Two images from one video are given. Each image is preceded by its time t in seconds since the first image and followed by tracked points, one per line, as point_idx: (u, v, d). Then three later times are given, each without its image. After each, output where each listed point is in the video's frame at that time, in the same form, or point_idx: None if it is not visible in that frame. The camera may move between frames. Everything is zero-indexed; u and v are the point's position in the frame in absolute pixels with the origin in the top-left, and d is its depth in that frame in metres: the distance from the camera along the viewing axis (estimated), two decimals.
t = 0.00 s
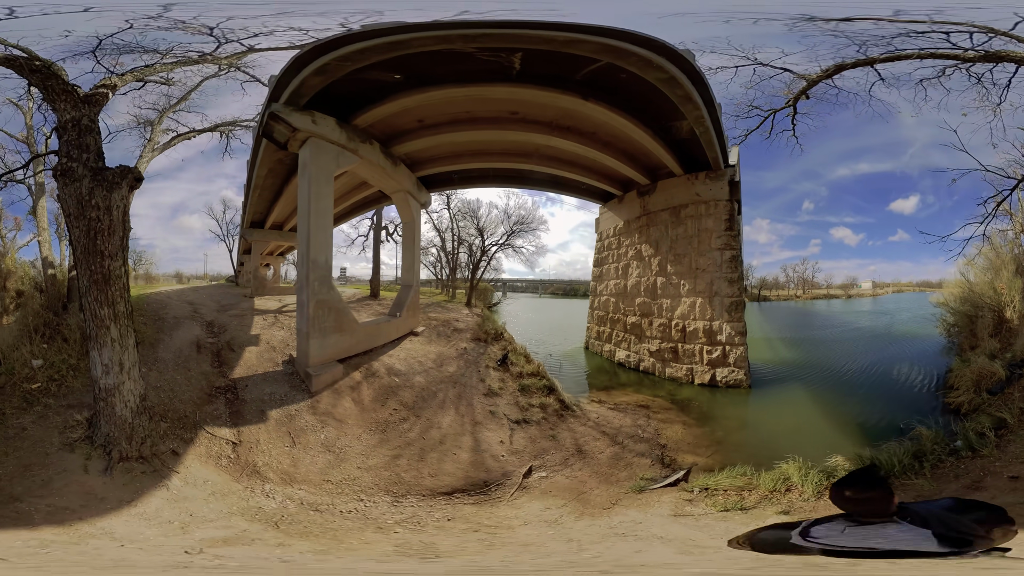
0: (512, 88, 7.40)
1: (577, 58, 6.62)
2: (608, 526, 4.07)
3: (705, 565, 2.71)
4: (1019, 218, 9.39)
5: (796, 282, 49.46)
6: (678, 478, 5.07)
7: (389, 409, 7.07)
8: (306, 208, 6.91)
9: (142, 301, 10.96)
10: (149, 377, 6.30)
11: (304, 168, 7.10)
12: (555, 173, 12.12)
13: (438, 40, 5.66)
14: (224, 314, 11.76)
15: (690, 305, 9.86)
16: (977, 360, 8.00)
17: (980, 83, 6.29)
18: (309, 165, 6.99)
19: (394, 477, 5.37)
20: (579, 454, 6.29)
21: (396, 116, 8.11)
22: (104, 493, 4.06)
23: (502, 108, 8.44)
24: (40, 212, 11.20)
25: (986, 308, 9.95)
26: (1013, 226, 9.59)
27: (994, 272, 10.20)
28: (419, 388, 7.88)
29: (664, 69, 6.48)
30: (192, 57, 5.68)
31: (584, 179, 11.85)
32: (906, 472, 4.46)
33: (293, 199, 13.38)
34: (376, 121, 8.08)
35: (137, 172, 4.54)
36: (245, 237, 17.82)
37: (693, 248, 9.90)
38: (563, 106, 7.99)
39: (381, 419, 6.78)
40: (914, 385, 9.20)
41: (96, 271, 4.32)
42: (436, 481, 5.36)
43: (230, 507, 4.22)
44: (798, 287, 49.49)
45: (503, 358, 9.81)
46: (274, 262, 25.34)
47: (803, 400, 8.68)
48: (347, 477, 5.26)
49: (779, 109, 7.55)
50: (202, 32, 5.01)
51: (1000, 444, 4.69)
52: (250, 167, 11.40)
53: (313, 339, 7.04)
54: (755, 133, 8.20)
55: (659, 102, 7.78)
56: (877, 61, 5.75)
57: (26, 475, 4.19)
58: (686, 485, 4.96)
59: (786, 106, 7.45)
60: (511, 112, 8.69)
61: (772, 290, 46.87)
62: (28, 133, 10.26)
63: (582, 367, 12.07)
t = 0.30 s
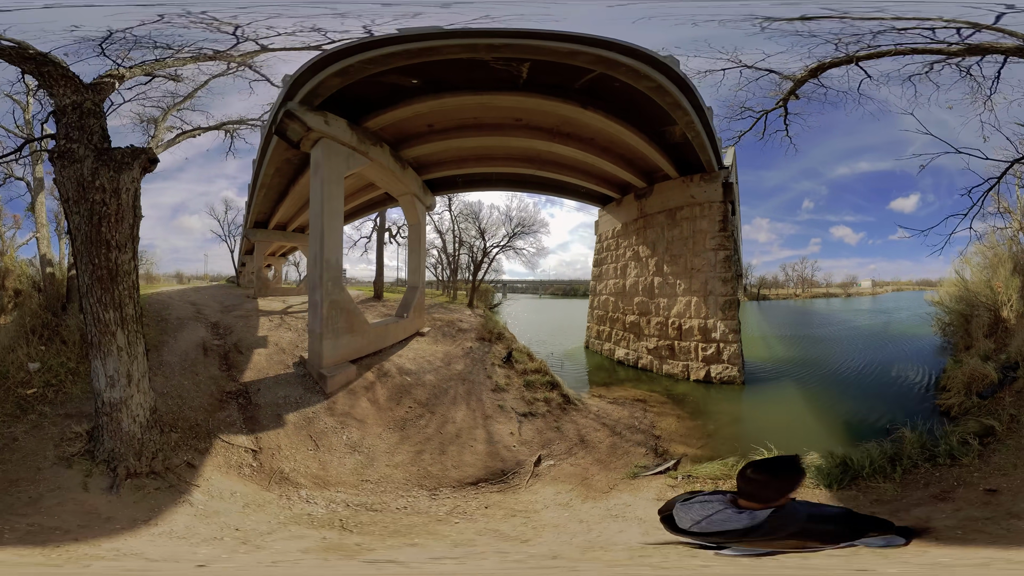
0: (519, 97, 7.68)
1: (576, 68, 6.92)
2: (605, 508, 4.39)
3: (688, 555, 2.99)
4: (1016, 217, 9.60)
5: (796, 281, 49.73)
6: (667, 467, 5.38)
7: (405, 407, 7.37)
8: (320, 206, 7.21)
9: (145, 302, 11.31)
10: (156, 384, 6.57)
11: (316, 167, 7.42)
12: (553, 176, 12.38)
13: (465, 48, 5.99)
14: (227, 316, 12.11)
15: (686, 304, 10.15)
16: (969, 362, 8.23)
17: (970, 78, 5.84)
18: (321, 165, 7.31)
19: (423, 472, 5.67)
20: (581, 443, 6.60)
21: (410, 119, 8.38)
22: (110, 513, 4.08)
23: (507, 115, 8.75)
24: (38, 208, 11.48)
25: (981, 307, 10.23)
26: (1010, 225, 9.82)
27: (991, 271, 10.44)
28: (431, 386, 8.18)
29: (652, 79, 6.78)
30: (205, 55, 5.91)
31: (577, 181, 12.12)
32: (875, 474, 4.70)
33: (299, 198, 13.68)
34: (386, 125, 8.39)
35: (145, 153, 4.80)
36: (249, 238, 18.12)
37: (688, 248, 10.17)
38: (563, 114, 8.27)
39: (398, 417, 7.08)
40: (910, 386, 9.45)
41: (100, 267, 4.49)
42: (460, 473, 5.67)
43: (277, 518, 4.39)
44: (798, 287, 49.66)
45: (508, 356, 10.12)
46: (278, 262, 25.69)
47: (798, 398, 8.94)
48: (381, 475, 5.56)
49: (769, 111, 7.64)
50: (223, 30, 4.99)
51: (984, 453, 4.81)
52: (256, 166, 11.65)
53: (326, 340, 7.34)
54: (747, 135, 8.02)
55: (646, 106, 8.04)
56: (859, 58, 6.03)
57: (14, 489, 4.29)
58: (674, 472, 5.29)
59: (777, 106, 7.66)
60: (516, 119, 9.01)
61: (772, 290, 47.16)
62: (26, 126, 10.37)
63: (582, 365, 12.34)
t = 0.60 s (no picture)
0: (515, 98, 7.68)
1: (570, 69, 6.93)
2: (595, 511, 4.41)
3: (679, 560, 2.99)
4: (1017, 216, 9.59)
5: (796, 281, 49.76)
6: (666, 469, 5.39)
7: (402, 407, 7.37)
8: (320, 208, 7.21)
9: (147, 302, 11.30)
10: (158, 382, 6.58)
11: (317, 169, 7.41)
12: (551, 177, 12.38)
13: (459, 49, 6.00)
14: (227, 316, 12.12)
15: (686, 305, 10.16)
16: (971, 361, 8.22)
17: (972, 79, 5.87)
18: (321, 167, 7.30)
19: (417, 471, 5.67)
20: (578, 445, 6.60)
21: (409, 121, 8.37)
22: (119, 510, 4.12)
23: (503, 116, 8.74)
24: (40, 208, 11.50)
25: (982, 307, 10.23)
26: (1011, 225, 9.81)
27: (992, 270, 10.44)
28: (428, 386, 8.19)
29: (648, 78, 6.79)
30: (209, 56, 5.90)
31: (575, 182, 12.12)
32: (881, 477, 4.69)
33: (298, 199, 13.68)
34: (385, 127, 8.39)
35: (153, 155, 4.84)
36: (249, 238, 18.11)
37: (688, 249, 10.16)
38: (560, 114, 8.28)
39: (395, 416, 7.08)
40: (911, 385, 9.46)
41: (108, 268, 4.52)
42: (454, 472, 5.68)
43: (275, 514, 4.45)
44: (798, 287, 49.69)
45: (506, 357, 10.12)
46: (278, 262, 25.71)
47: (798, 398, 8.94)
48: (377, 474, 5.56)
49: (769, 110, 7.66)
50: (229, 31, 5.02)
51: (990, 454, 4.84)
52: (256, 167, 11.63)
53: (326, 340, 7.34)
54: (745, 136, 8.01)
55: (643, 106, 8.04)
56: (860, 57, 6.02)
57: (23, 489, 4.28)
58: (671, 475, 5.30)
59: (777, 106, 7.67)
60: (514, 121, 9.01)
61: (772, 289, 47.17)
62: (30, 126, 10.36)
63: (582, 366, 12.34)
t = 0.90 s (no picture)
0: (509, 94, 7.54)
1: (567, 64, 6.81)
2: (589, 518, 4.28)
3: (678, 564, 2.87)
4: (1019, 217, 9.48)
5: (796, 281, 49.65)
6: (666, 474, 5.26)
7: (396, 407, 7.23)
8: (314, 210, 7.07)
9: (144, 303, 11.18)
10: (156, 381, 6.45)
11: (311, 171, 7.26)
12: (551, 175, 12.26)
13: (440, 46, 5.87)
14: (226, 316, 11.98)
15: (686, 305, 10.03)
16: (975, 362, 8.10)
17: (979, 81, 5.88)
18: (316, 169, 7.15)
19: (405, 471, 5.54)
20: (574, 448, 6.46)
21: (403, 119, 8.24)
22: (121, 502, 4.08)
23: (499, 113, 8.61)
24: (41, 211, 11.35)
25: (985, 308, 10.07)
26: (1013, 226, 9.69)
27: (993, 272, 10.32)
28: (423, 386, 8.05)
29: (648, 73, 6.64)
30: (202, 58, 5.76)
31: (575, 180, 11.99)
32: (894, 479, 4.55)
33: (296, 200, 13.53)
34: (379, 126, 8.25)
35: (150, 166, 4.68)
36: (246, 238, 17.95)
37: (688, 248, 10.04)
38: (558, 111, 8.14)
39: (388, 416, 6.94)
40: (914, 386, 9.34)
41: (109, 272, 4.41)
42: (441, 474, 5.54)
43: (258, 509, 4.37)
44: (798, 287, 49.54)
45: (503, 357, 9.98)
46: (276, 262, 25.56)
47: (800, 400, 8.82)
48: (364, 473, 5.42)
49: (773, 109, 7.54)
50: (216, 32, 4.91)
51: (999, 451, 4.73)
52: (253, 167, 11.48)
53: (320, 340, 7.21)
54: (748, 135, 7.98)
55: (645, 102, 7.91)
56: (871, 58, 5.89)
57: (31, 485, 4.20)
58: (672, 481, 5.16)
59: (781, 105, 7.53)
60: (510, 118, 8.89)
61: (771, 289, 47.03)
62: (30, 129, 10.24)
63: (580, 366, 12.21)
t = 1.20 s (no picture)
0: (507, 91, 7.44)
1: (566, 61, 6.74)
2: (585, 522, 4.19)
3: (678, 567, 2.80)
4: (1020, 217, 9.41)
5: (796, 281, 49.60)
6: (666, 477, 5.20)
7: (391, 406, 7.14)
8: (309, 210, 6.99)
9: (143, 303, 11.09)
10: (154, 379, 6.35)
11: (306, 171, 7.20)
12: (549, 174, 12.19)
13: (430, 44, 5.77)
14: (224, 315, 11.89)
15: (687, 305, 9.95)
16: (977, 362, 8.04)
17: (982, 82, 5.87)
18: (311, 169, 7.09)
19: (397, 472, 5.45)
20: (571, 451, 6.39)
21: (400, 118, 8.15)
22: (120, 497, 4.01)
23: (497, 110, 8.52)
24: (41, 212, 11.25)
25: (986, 310, 10.00)
26: (1014, 226, 9.63)
27: (994, 273, 10.25)
28: (419, 386, 7.96)
29: (649, 69, 6.55)
30: (196, 59, 5.66)
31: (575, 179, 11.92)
32: (901, 478, 4.51)
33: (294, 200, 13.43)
34: (376, 125, 8.16)
35: (146, 171, 4.55)
36: (245, 238, 17.84)
37: (689, 247, 9.96)
38: (557, 108, 8.04)
39: (383, 415, 6.85)
40: (915, 387, 9.27)
41: (107, 274, 4.33)
42: (434, 475, 5.45)
43: (248, 506, 4.30)
44: (798, 287, 49.48)
45: (501, 358, 9.90)
46: (275, 262, 25.44)
47: (801, 401, 8.75)
48: (356, 472, 5.34)
49: (775, 109, 7.48)
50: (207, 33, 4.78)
51: (1003, 449, 4.67)
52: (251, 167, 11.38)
53: (317, 339, 7.12)
54: (750, 132, 8.10)
55: (645, 100, 7.84)
56: (877, 58, 5.82)
57: (34, 481, 4.12)
58: (673, 484, 5.09)
59: (783, 105, 7.46)
60: (508, 116, 8.81)
61: (771, 290, 46.96)
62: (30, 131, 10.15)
63: (580, 366, 12.14)
